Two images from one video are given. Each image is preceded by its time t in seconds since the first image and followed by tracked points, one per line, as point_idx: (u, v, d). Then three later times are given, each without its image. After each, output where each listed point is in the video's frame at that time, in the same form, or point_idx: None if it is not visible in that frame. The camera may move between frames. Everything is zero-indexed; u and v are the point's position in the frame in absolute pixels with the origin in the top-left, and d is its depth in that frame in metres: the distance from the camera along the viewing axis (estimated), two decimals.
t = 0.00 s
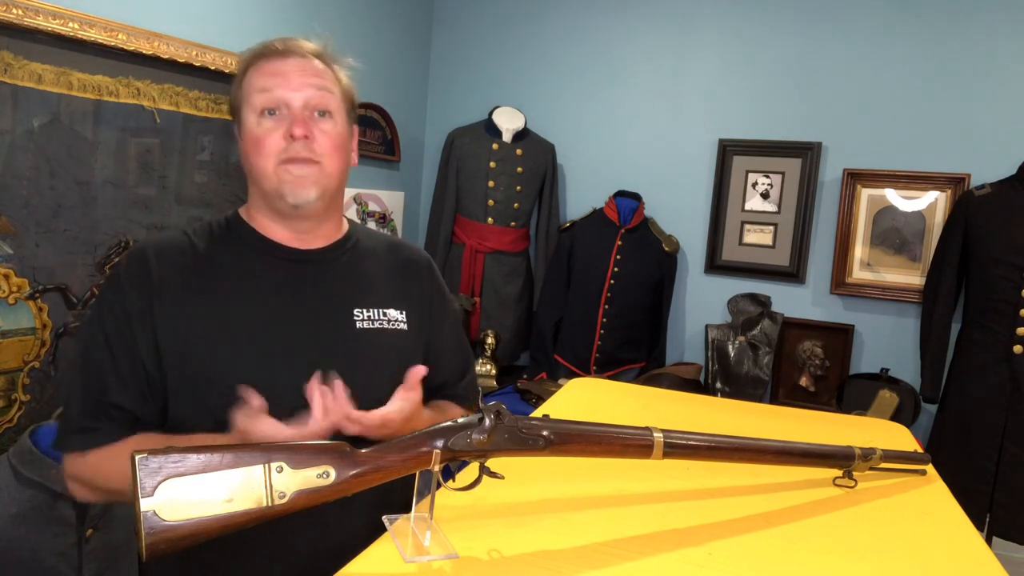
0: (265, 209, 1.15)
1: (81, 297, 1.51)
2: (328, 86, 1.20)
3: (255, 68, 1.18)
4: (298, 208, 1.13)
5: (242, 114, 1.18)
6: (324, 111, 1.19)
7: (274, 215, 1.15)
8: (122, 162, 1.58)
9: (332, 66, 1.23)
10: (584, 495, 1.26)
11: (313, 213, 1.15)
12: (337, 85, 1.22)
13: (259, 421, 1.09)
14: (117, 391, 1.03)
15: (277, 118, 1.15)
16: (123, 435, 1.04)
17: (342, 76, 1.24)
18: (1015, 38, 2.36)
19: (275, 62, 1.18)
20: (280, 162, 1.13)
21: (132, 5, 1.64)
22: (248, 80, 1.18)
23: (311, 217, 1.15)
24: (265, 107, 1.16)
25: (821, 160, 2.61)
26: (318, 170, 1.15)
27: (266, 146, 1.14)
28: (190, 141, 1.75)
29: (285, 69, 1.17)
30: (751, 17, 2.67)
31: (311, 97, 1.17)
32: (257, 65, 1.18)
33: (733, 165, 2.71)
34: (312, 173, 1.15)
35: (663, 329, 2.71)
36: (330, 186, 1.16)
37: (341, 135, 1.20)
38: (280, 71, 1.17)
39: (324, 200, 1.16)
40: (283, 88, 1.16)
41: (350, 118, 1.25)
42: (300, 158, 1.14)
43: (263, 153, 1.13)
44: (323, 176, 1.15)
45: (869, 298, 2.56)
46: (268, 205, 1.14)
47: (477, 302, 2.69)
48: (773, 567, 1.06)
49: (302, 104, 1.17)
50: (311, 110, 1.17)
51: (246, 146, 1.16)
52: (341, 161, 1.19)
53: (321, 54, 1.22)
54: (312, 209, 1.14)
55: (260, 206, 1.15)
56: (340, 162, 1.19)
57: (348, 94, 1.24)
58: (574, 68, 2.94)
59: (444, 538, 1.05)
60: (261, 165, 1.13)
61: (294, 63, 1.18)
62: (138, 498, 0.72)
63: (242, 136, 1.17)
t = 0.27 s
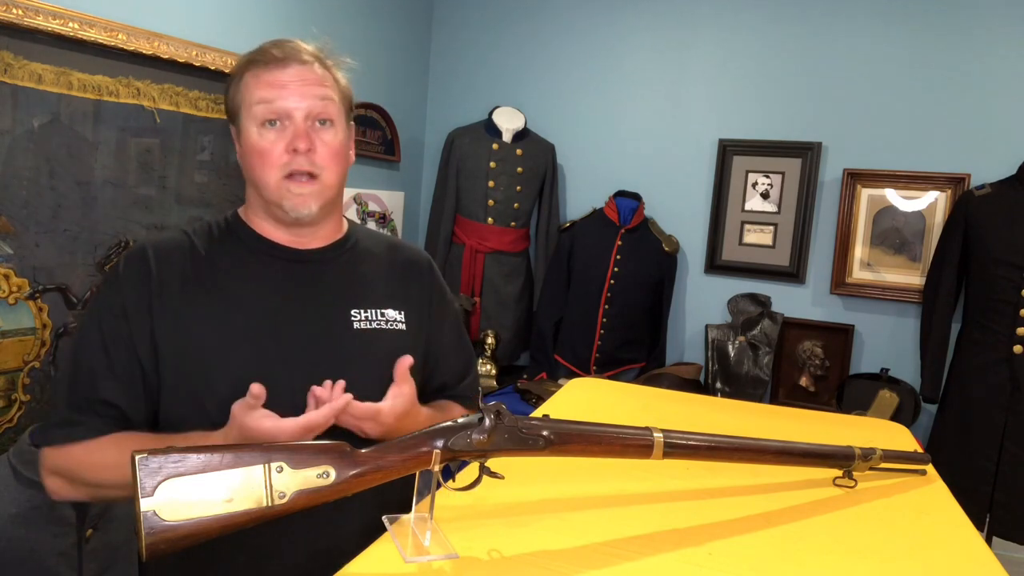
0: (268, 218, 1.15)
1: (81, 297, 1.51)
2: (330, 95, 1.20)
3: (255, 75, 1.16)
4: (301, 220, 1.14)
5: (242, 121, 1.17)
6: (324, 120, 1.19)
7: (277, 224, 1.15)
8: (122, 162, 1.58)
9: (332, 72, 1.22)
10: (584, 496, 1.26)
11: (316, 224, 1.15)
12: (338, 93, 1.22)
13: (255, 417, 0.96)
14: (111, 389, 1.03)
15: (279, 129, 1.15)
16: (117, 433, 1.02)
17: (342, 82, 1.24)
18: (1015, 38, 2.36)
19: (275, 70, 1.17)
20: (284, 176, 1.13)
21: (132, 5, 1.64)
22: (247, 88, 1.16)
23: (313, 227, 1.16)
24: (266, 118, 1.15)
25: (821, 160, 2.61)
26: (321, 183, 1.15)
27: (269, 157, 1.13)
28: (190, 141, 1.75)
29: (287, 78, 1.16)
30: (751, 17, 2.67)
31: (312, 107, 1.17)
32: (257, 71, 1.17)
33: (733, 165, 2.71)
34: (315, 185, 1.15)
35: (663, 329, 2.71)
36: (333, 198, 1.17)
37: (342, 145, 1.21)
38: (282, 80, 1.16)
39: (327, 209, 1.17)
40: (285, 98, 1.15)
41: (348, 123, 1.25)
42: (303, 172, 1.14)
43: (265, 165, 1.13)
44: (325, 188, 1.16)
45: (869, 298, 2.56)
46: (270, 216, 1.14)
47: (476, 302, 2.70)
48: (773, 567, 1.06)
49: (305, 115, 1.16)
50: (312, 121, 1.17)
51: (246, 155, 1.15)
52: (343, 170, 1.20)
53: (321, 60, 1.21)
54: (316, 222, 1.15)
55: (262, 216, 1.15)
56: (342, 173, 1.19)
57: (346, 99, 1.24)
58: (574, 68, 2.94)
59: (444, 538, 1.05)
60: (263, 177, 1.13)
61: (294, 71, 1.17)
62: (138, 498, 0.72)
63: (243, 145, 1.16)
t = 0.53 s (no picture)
0: (263, 213, 1.15)
1: (81, 297, 1.51)
2: (321, 90, 1.19)
3: (248, 73, 1.18)
4: (291, 214, 1.13)
5: (238, 119, 1.18)
6: (316, 115, 1.19)
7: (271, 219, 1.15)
8: (122, 162, 1.58)
9: (325, 68, 1.22)
10: (584, 496, 1.26)
11: (307, 218, 1.14)
12: (331, 88, 1.21)
13: (255, 419, 0.94)
14: (111, 390, 1.03)
15: (269, 125, 1.15)
16: (118, 433, 1.02)
17: (336, 77, 1.24)
18: (1015, 38, 2.36)
19: (268, 66, 1.17)
20: (271, 170, 1.13)
21: (132, 5, 1.64)
22: (242, 86, 1.18)
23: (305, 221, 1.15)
24: (257, 113, 1.16)
25: (821, 159, 2.61)
26: (310, 177, 1.14)
27: (257, 152, 1.13)
28: (189, 141, 1.75)
29: (278, 74, 1.17)
30: (752, 17, 2.67)
31: (302, 103, 1.17)
32: (250, 69, 1.18)
33: (733, 165, 2.71)
34: (305, 178, 1.14)
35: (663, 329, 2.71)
36: (324, 191, 1.16)
37: (335, 139, 1.20)
38: (273, 76, 1.17)
39: (319, 203, 1.15)
40: (275, 94, 1.16)
41: (345, 119, 1.24)
42: (291, 167, 1.13)
43: (254, 160, 1.13)
44: (315, 182, 1.14)
45: (869, 298, 2.56)
46: (264, 211, 1.14)
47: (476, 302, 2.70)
48: (773, 567, 1.06)
49: (295, 110, 1.16)
50: (302, 117, 1.16)
51: (240, 152, 1.16)
52: (336, 164, 1.19)
53: (314, 56, 1.21)
54: (306, 216, 1.13)
55: (257, 211, 1.16)
56: (334, 167, 1.18)
57: (342, 95, 1.24)
58: (574, 67, 2.94)
59: (444, 538, 1.05)
60: (253, 172, 1.13)
61: (287, 67, 1.18)
62: (138, 498, 0.72)
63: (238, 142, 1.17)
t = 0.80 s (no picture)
0: (265, 211, 1.15)
1: (81, 297, 1.51)
2: (326, 88, 1.19)
3: (252, 70, 1.18)
4: (294, 212, 1.13)
5: (240, 116, 1.18)
6: (320, 114, 1.19)
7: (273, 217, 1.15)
8: (122, 162, 1.58)
9: (330, 67, 1.22)
10: (583, 496, 1.26)
11: (308, 216, 1.14)
12: (335, 87, 1.22)
13: (253, 418, 0.95)
14: (112, 390, 1.03)
15: (272, 122, 1.15)
16: (118, 434, 1.02)
17: (340, 77, 1.24)
18: (1015, 38, 2.36)
19: (273, 64, 1.17)
20: (274, 166, 1.13)
21: (132, 5, 1.64)
22: (246, 83, 1.18)
23: (307, 219, 1.15)
24: (261, 110, 1.16)
25: (821, 159, 2.61)
26: (313, 175, 1.14)
27: (261, 148, 1.13)
28: (189, 141, 1.75)
29: (282, 72, 1.17)
30: (752, 17, 2.67)
31: (307, 101, 1.17)
32: (254, 67, 1.18)
33: (733, 165, 2.71)
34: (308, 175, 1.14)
35: (663, 329, 2.71)
36: (327, 189, 1.16)
37: (338, 138, 1.20)
38: (277, 74, 1.16)
39: (321, 202, 1.15)
40: (279, 91, 1.16)
41: (347, 118, 1.25)
42: (294, 163, 1.12)
43: (257, 156, 1.13)
44: (318, 180, 1.14)
45: (869, 298, 2.56)
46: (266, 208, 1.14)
47: (477, 302, 2.69)
48: (772, 567, 1.06)
49: (299, 108, 1.16)
50: (306, 114, 1.17)
51: (242, 148, 1.15)
52: (338, 163, 1.19)
53: (319, 55, 1.21)
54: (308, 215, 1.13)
55: (259, 208, 1.16)
56: (337, 166, 1.18)
57: (346, 95, 1.24)
58: (574, 67, 2.94)
59: (444, 538, 1.05)
60: (255, 169, 1.13)
61: (292, 65, 1.18)
62: (138, 498, 0.72)
63: (240, 139, 1.17)
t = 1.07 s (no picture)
0: (265, 209, 1.15)
1: (81, 297, 1.51)
2: (327, 87, 1.19)
3: (253, 68, 1.18)
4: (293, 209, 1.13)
5: (241, 114, 1.18)
6: (321, 112, 1.19)
7: (273, 215, 1.15)
8: (122, 162, 1.58)
9: (331, 66, 1.22)
10: (583, 496, 1.26)
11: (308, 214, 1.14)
12: (336, 86, 1.22)
13: (250, 419, 0.94)
14: (110, 390, 1.03)
15: (273, 120, 1.15)
16: (117, 433, 1.02)
17: (341, 76, 1.24)
18: (1015, 38, 2.36)
19: (274, 62, 1.18)
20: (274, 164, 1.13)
21: (132, 5, 1.64)
22: (247, 81, 1.18)
23: (306, 217, 1.15)
24: (261, 108, 1.16)
25: (821, 159, 2.61)
26: (313, 173, 1.14)
27: (260, 146, 1.13)
28: (190, 141, 1.75)
29: (283, 70, 1.17)
30: (752, 17, 2.67)
31: (308, 99, 1.17)
32: (255, 65, 1.18)
33: (733, 165, 2.71)
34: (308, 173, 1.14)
35: (663, 329, 2.71)
36: (327, 188, 1.15)
37: (339, 137, 1.20)
38: (278, 72, 1.17)
39: (321, 200, 1.15)
40: (280, 89, 1.16)
41: (348, 118, 1.24)
42: (295, 160, 1.12)
43: (257, 154, 1.13)
44: (318, 178, 1.14)
45: (869, 298, 2.56)
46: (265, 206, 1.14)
47: (477, 302, 2.69)
48: (772, 567, 1.06)
49: (300, 106, 1.16)
50: (307, 112, 1.17)
51: (242, 146, 1.15)
52: (339, 162, 1.19)
53: (320, 54, 1.22)
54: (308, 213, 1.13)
55: (259, 207, 1.16)
56: (337, 164, 1.18)
57: (347, 94, 1.24)
58: (574, 67, 2.94)
59: (444, 538, 1.05)
60: (255, 166, 1.13)
61: (293, 63, 1.18)
62: (138, 498, 0.72)
63: (241, 137, 1.17)
